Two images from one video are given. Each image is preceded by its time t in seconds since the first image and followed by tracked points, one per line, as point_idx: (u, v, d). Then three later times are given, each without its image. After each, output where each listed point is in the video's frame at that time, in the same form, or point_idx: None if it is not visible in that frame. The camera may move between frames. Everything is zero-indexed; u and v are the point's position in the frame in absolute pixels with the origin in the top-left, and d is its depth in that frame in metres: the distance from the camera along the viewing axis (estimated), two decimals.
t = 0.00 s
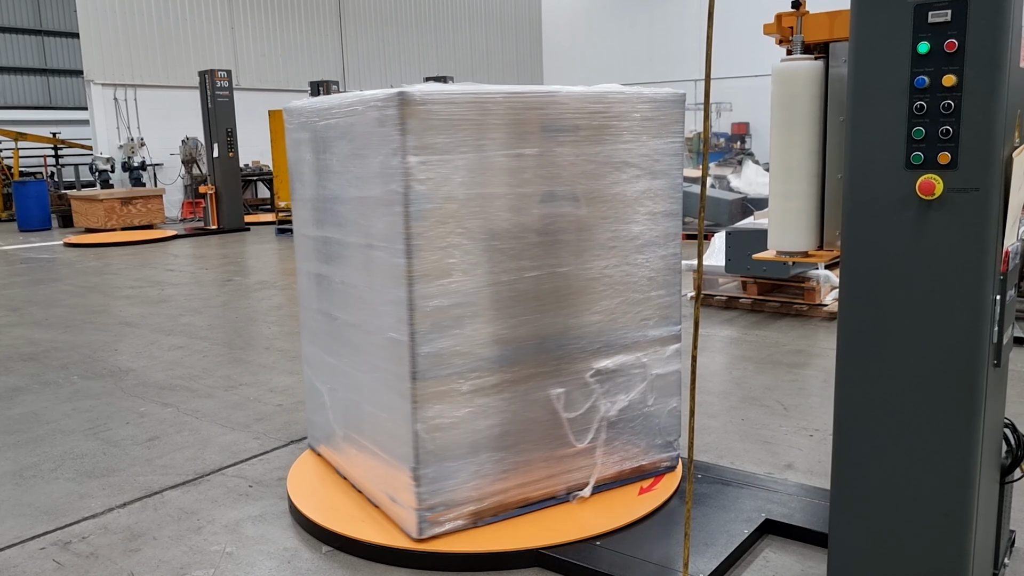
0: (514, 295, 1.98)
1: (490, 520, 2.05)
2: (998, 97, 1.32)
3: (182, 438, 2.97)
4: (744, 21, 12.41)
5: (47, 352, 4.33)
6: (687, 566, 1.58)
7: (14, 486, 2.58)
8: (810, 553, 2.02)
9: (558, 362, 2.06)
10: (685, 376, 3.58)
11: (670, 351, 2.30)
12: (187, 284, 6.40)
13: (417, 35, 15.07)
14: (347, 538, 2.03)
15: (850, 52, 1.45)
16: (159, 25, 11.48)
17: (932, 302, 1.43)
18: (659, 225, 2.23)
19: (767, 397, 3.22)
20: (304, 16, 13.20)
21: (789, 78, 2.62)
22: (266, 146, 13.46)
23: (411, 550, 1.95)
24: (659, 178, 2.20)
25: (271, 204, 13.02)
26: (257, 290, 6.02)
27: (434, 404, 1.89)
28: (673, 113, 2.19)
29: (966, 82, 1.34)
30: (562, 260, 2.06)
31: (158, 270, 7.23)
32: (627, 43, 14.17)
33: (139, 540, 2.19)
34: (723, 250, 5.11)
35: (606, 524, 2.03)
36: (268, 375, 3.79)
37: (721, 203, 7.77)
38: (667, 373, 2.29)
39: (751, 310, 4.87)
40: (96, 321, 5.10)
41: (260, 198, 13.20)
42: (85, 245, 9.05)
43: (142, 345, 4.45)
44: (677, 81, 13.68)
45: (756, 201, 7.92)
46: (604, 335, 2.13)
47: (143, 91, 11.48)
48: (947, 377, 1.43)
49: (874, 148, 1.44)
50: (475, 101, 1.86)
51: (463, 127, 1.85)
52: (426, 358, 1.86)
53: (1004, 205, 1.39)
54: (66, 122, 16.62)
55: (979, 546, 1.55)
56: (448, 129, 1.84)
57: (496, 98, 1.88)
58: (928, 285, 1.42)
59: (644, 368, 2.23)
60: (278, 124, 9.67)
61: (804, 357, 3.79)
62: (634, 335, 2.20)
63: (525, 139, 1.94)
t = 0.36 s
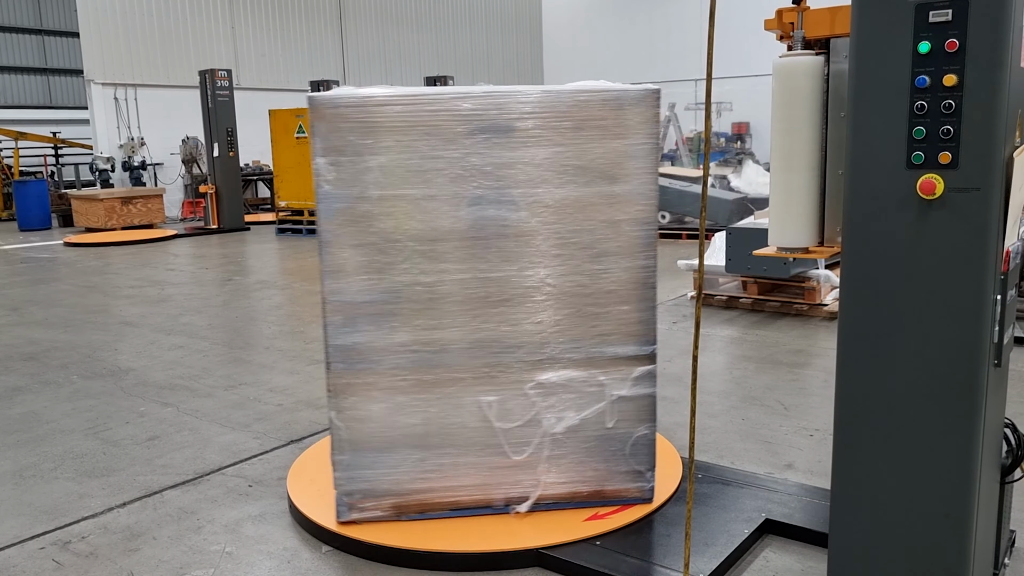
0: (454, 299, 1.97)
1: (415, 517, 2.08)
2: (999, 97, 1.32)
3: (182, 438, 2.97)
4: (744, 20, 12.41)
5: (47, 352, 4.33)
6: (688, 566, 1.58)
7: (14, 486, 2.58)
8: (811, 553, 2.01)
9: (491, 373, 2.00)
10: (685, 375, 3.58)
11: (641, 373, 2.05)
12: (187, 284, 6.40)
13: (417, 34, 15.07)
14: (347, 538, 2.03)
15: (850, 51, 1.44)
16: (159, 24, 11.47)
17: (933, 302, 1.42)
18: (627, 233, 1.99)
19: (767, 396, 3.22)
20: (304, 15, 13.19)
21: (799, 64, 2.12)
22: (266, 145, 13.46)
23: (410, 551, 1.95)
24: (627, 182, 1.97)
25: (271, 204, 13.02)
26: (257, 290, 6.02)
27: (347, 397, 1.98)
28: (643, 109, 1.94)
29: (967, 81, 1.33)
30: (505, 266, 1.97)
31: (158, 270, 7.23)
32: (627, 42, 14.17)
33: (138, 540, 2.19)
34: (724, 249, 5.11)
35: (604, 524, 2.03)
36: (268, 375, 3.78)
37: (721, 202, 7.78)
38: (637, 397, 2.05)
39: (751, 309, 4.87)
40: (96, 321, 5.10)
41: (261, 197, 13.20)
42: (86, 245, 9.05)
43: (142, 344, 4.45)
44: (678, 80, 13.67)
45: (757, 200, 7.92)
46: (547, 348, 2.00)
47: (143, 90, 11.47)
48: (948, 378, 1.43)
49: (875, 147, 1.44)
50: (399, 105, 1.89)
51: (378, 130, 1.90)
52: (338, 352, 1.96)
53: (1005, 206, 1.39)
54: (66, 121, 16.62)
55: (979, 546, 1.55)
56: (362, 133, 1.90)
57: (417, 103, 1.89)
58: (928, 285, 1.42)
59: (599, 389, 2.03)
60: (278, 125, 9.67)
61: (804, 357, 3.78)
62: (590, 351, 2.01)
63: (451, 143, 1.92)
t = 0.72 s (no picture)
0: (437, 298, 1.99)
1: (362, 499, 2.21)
2: (998, 96, 1.32)
3: (182, 438, 2.97)
4: (744, 20, 12.41)
5: (47, 351, 4.33)
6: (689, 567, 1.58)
7: (14, 486, 2.57)
8: (810, 552, 2.01)
9: (413, 370, 2.03)
10: (685, 375, 3.58)
11: (552, 394, 1.89)
12: (186, 284, 6.39)
13: (417, 34, 15.07)
14: (347, 537, 2.03)
15: (850, 52, 1.44)
16: (158, 24, 11.46)
17: (932, 300, 1.42)
18: (534, 244, 1.86)
19: (767, 396, 3.22)
20: (303, 15, 13.19)
21: (799, 60, 1.87)
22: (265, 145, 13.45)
23: (409, 550, 1.95)
24: (531, 189, 1.84)
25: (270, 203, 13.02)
26: (256, 290, 6.01)
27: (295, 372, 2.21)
28: (548, 110, 1.79)
29: (966, 81, 1.33)
30: (428, 269, 1.97)
31: (157, 270, 7.22)
32: (627, 42, 14.17)
33: (138, 540, 2.19)
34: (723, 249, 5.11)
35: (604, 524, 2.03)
36: (268, 375, 3.78)
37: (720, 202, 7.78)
38: (545, 418, 1.90)
39: (751, 309, 4.86)
40: (95, 321, 5.09)
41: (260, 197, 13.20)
42: (85, 245, 9.04)
43: (142, 344, 4.44)
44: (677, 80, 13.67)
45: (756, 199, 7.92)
46: (457, 353, 1.97)
47: (142, 90, 11.47)
48: (948, 377, 1.43)
49: (874, 147, 1.44)
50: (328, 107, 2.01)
51: (310, 132, 2.06)
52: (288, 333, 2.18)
53: (1005, 205, 1.39)
54: (65, 121, 16.60)
55: (979, 546, 1.55)
56: (298, 134, 2.08)
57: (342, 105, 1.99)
58: (928, 284, 1.42)
59: (506, 404, 1.94)
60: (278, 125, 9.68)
61: (804, 356, 3.79)
62: (501, 363, 1.93)
63: (366, 143, 1.99)
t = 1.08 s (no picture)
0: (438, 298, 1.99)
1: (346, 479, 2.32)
2: (998, 95, 1.31)
3: (181, 438, 2.97)
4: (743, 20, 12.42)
5: (46, 351, 4.33)
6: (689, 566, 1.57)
7: (13, 485, 2.57)
8: (810, 552, 2.01)
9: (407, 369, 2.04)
10: (685, 375, 3.58)
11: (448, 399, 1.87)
12: (185, 284, 6.38)
13: (416, 34, 15.06)
14: (346, 537, 2.03)
15: (849, 52, 1.44)
16: (157, 23, 11.46)
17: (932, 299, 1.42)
18: (434, 245, 1.83)
19: (767, 396, 3.22)
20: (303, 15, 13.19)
21: (799, 56, 1.87)
22: (264, 145, 13.44)
23: (408, 550, 1.96)
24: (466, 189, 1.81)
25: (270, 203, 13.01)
26: (255, 289, 6.01)
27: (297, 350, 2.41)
28: (437, 110, 1.76)
29: (966, 80, 1.33)
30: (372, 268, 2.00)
31: (157, 270, 7.22)
32: (627, 42, 14.17)
33: (138, 539, 2.19)
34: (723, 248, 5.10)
35: (602, 524, 2.03)
36: (267, 374, 3.78)
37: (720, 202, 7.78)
38: (443, 423, 1.89)
39: (750, 309, 4.86)
40: (95, 320, 5.09)
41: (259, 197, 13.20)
42: (85, 245, 9.03)
43: (141, 344, 4.44)
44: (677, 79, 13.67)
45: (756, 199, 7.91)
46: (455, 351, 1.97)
47: (142, 90, 11.46)
48: (948, 376, 1.43)
49: (874, 146, 1.44)
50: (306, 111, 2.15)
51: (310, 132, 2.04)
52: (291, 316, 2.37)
53: (1005, 204, 1.38)
54: (65, 121, 16.58)
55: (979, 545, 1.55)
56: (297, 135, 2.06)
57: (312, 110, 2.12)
58: (927, 283, 1.42)
59: (420, 405, 1.94)
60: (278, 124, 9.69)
61: (803, 356, 3.78)
62: (414, 363, 1.94)
63: (324, 145, 2.09)
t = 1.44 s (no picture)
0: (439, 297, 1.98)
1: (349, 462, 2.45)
2: (999, 95, 1.31)
3: (180, 437, 2.97)
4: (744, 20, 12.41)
5: (46, 351, 4.32)
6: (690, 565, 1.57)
7: (13, 485, 2.57)
8: (810, 552, 2.01)
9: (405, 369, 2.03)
10: (685, 374, 3.58)
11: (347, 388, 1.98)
12: (185, 283, 6.38)
13: (416, 34, 15.06)
14: (346, 536, 2.03)
15: (849, 52, 1.45)
16: (157, 22, 11.45)
17: (932, 299, 1.42)
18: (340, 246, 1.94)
19: (766, 395, 3.22)
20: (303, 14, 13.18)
21: (798, 52, 1.85)
22: (264, 144, 13.43)
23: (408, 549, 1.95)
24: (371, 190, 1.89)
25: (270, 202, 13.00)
26: (255, 289, 6.00)
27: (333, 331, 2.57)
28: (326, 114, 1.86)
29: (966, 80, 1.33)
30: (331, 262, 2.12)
31: (157, 269, 7.21)
32: (626, 42, 14.16)
33: (138, 539, 2.19)
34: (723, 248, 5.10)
35: (602, 524, 2.03)
36: (267, 374, 3.78)
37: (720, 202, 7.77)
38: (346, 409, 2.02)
39: (750, 308, 4.86)
40: (94, 320, 5.08)
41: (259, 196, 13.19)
42: (84, 244, 9.03)
43: (141, 343, 4.43)
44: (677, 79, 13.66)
45: (755, 199, 7.91)
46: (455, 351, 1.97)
47: (141, 89, 11.46)
48: (948, 376, 1.43)
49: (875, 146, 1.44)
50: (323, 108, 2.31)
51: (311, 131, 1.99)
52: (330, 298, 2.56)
53: (1005, 205, 1.39)
54: (65, 120, 16.57)
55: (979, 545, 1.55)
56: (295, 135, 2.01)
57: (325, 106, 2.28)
58: (927, 283, 1.42)
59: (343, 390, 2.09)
60: (277, 123, 9.69)
61: (803, 356, 3.78)
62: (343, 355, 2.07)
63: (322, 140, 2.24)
